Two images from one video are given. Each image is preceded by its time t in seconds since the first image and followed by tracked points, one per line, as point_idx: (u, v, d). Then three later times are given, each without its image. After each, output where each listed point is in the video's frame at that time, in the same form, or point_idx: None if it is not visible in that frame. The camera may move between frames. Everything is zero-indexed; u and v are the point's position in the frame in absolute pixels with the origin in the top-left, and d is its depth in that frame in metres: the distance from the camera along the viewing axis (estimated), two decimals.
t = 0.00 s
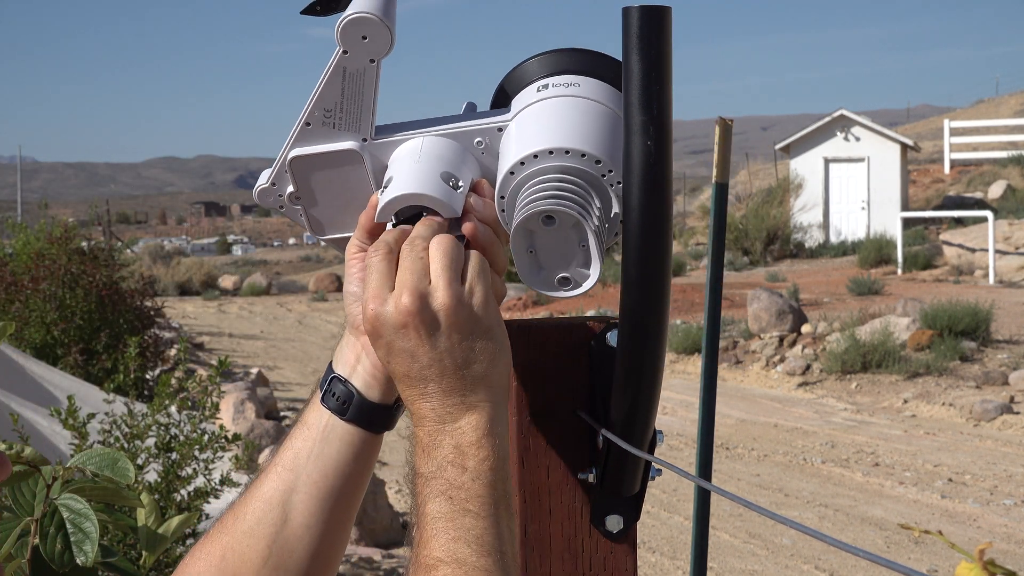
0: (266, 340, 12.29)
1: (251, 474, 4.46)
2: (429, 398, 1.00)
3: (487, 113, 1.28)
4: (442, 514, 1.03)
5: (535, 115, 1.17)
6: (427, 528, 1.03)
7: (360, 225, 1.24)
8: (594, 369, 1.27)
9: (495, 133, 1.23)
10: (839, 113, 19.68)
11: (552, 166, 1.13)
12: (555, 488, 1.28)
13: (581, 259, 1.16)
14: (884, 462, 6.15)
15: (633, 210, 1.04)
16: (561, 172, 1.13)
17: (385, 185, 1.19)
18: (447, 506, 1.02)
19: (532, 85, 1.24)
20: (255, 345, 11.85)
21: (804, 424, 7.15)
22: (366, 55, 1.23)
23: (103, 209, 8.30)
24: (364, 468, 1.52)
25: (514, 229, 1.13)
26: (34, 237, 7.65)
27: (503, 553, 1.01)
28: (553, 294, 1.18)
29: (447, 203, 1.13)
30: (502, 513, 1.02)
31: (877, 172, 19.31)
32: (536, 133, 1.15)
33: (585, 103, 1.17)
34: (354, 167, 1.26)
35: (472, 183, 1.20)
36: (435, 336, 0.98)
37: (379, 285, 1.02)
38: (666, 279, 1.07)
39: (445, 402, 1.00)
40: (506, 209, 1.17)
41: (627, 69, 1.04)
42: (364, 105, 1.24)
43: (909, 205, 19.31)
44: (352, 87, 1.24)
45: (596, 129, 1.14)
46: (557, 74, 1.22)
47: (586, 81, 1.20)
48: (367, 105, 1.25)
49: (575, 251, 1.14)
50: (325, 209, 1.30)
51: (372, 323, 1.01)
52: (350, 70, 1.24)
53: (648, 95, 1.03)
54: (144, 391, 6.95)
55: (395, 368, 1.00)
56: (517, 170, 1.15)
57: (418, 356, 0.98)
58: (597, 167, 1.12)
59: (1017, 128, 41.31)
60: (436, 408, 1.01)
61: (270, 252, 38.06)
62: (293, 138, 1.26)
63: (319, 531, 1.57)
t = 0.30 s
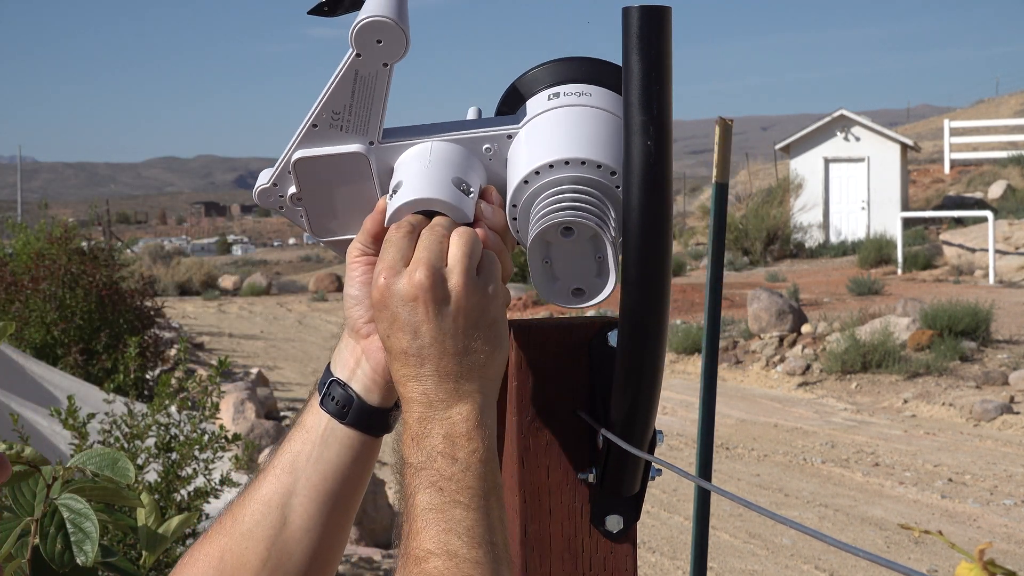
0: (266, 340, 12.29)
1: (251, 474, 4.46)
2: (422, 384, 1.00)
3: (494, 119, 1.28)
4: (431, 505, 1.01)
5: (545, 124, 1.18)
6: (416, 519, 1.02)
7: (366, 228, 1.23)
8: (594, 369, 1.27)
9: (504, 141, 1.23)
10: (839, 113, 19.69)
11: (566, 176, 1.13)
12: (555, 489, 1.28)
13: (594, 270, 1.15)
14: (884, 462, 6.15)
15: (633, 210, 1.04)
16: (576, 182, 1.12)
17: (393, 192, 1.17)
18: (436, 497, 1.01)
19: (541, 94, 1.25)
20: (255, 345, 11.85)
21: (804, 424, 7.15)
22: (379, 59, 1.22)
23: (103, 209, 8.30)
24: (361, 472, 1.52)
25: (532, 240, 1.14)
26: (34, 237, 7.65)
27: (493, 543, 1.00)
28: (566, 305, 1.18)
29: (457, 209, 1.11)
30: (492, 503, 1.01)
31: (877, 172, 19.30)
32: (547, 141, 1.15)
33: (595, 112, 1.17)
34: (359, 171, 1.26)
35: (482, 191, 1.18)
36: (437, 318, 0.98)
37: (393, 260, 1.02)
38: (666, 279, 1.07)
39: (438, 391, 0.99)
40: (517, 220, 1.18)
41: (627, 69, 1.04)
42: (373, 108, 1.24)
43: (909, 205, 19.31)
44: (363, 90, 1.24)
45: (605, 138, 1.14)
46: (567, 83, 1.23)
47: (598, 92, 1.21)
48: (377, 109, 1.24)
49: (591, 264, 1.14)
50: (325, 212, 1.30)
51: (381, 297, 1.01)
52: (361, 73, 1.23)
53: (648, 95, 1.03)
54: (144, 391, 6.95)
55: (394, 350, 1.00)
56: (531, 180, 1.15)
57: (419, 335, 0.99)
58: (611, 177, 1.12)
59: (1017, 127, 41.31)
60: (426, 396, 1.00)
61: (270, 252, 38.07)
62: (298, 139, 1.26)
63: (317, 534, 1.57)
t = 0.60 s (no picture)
0: (266, 340, 12.29)
1: (251, 474, 4.46)
2: (452, 383, 1.01)
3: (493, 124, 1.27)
4: (458, 492, 1.02)
5: (546, 132, 1.18)
6: (442, 506, 1.04)
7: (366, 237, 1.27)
8: (594, 368, 1.27)
9: (504, 147, 1.23)
10: (839, 113, 19.69)
11: (570, 187, 1.13)
12: (556, 488, 1.28)
13: (597, 279, 1.15)
14: (884, 462, 6.15)
15: (633, 210, 1.04)
16: (581, 193, 1.13)
17: (393, 201, 1.17)
18: (463, 485, 1.02)
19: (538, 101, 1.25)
20: (255, 345, 11.85)
21: (804, 424, 7.15)
22: (379, 67, 1.20)
23: (103, 209, 8.30)
24: (359, 479, 1.52)
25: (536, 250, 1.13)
26: (34, 237, 7.65)
27: (517, 535, 1.01)
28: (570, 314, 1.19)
29: (460, 218, 1.10)
30: (518, 496, 1.02)
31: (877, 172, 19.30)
32: (548, 148, 1.16)
33: (596, 119, 1.18)
34: (358, 180, 1.26)
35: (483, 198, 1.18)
36: (463, 328, 0.98)
37: (409, 277, 1.00)
38: (666, 279, 1.07)
39: (467, 386, 1.01)
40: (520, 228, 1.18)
41: (627, 69, 1.04)
42: (372, 116, 1.23)
43: (909, 205, 19.31)
44: (361, 98, 1.22)
45: (606, 145, 1.15)
46: (567, 88, 1.23)
47: (600, 97, 1.21)
48: (376, 116, 1.23)
49: (595, 274, 1.14)
50: (323, 219, 1.32)
51: (400, 319, 0.99)
52: (360, 80, 1.21)
53: (647, 95, 1.03)
54: (145, 391, 6.95)
55: (420, 355, 1.00)
56: (533, 189, 1.15)
57: (445, 348, 0.98)
58: (614, 186, 1.13)
59: (1017, 128, 41.31)
60: (458, 393, 1.01)
61: (271, 252, 38.08)
62: (296, 148, 1.26)
63: (315, 541, 1.57)
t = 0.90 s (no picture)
0: (266, 340, 12.29)
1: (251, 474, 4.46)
2: (456, 357, 1.01)
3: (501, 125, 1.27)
4: (460, 471, 1.02)
5: (558, 134, 1.18)
6: (443, 484, 1.03)
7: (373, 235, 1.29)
8: (594, 367, 1.27)
9: (514, 147, 1.23)
10: (839, 113, 19.69)
11: (581, 189, 1.14)
12: (555, 488, 1.29)
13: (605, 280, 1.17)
14: (884, 462, 6.15)
15: (633, 210, 1.05)
16: (591, 195, 1.14)
17: (403, 196, 1.18)
18: (465, 463, 1.02)
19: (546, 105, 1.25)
20: (255, 345, 11.85)
21: (804, 424, 7.14)
22: (398, 63, 1.21)
23: (103, 209, 8.29)
24: (355, 472, 1.53)
25: (547, 251, 1.15)
26: (34, 237, 7.65)
27: (518, 513, 1.01)
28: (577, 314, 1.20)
29: (470, 211, 1.11)
30: (520, 475, 1.02)
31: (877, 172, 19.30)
32: (559, 151, 1.16)
33: (609, 123, 1.18)
34: (369, 173, 1.26)
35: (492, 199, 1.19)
36: (472, 297, 0.99)
37: (421, 247, 1.04)
38: (666, 279, 1.07)
39: (472, 362, 1.01)
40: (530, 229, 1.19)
41: (627, 69, 1.04)
42: (387, 112, 1.24)
43: (909, 205, 19.31)
44: (378, 94, 1.23)
45: (615, 149, 1.15)
46: (576, 91, 1.23)
47: (609, 101, 1.22)
48: (391, 111, 1.24)
49: (602, 275, 1.16)
50: (330, 212, 1.31)
51: (409, 285, 1.01)
52: (377, 76, 1.22)
53: (648, 95, 1.03)
54: (145, 391, 6.95)
55: (426, 326, 1.01)
56: (545, 191, 1.15)
57: (453, 317, 0.99)
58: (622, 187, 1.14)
59: (1017, 128, 41.30)
60: (462, 371, 1.02)
61: (271, 252, 38.06)
62: (308, 140, 1.26)
63: (311, 532, 1.57)
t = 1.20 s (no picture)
0: (266, 340, 12.29)
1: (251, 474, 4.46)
2: (461, 362, 1.01)
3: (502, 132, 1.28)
4: (462, 475, 1.02)
5: (561, 139, 1.18)
6: (445, 488, 1.03)
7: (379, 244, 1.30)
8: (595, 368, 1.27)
9: (516, 153, 1.24)
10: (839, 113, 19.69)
11: (584, 196, 1.13)
12: (556, 489, 1.29)
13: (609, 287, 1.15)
14: (884, 462, 6.15)
15: (632, 211, 1.05)
16: (594, 202, 1.13)
17: (408, 203, 1.18)
18: (468, 467, 1.02)
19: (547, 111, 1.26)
20: (255, 345, 11.85)
21: (804, 424, 7.14)
22: (398, 73, 1.21)
23: (103, 209, 8.29)
24: (360, 476, 1.53)
25: (550, 257, 1.13)
26: (34, 237, 7.64)
27: (522, 518, 1.00)
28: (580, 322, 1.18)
29: (474, 220, 1.11)
30: (524, 478, 1.02)
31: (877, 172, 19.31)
32: (562, 158, 1.16)
33: (610, 128, 1.19)
34: (372, 183, 1.26)
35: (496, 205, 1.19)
36: (480, 301, 1.00)
37: (430, 251, 1.05)
38: (666, 280, 1.07)
39: (476, 367, 1.01)
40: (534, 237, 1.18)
41: (626, 70, 1.04)
42: (389, 121, 1.24)
43: (909, 205, 19.31)
44: (380, 103, 1.23)
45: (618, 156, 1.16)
46: (579, 97, 1.23)
47: (610, 105, 1.22)
48: (394, 120, 1.24)
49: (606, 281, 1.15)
50: (334, 220, 1.31)
51: (418, 287, 1.01)
52: (380, 85, 1.22)
53: (647, 95, 1.03)
54: (145, 391, 6.95)
55: (433, 328, 1.01)
56: (549, 198, 1.15)
57: (460, 320, 1.00)
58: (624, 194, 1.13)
59: (1016, 128, 41.29)
60: (465, 375, 1.02)
61: (271, 252, 38.07)
62: (312, 149, 1.26)
63: (315, 535, 1.57)
